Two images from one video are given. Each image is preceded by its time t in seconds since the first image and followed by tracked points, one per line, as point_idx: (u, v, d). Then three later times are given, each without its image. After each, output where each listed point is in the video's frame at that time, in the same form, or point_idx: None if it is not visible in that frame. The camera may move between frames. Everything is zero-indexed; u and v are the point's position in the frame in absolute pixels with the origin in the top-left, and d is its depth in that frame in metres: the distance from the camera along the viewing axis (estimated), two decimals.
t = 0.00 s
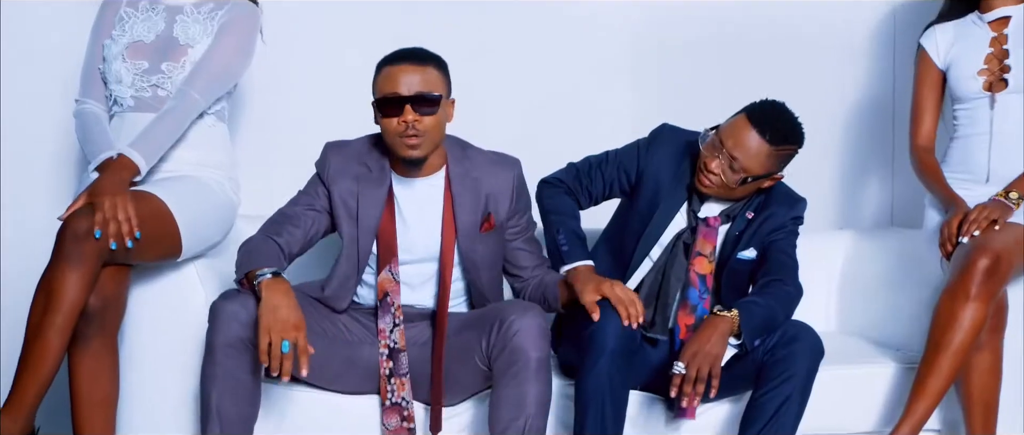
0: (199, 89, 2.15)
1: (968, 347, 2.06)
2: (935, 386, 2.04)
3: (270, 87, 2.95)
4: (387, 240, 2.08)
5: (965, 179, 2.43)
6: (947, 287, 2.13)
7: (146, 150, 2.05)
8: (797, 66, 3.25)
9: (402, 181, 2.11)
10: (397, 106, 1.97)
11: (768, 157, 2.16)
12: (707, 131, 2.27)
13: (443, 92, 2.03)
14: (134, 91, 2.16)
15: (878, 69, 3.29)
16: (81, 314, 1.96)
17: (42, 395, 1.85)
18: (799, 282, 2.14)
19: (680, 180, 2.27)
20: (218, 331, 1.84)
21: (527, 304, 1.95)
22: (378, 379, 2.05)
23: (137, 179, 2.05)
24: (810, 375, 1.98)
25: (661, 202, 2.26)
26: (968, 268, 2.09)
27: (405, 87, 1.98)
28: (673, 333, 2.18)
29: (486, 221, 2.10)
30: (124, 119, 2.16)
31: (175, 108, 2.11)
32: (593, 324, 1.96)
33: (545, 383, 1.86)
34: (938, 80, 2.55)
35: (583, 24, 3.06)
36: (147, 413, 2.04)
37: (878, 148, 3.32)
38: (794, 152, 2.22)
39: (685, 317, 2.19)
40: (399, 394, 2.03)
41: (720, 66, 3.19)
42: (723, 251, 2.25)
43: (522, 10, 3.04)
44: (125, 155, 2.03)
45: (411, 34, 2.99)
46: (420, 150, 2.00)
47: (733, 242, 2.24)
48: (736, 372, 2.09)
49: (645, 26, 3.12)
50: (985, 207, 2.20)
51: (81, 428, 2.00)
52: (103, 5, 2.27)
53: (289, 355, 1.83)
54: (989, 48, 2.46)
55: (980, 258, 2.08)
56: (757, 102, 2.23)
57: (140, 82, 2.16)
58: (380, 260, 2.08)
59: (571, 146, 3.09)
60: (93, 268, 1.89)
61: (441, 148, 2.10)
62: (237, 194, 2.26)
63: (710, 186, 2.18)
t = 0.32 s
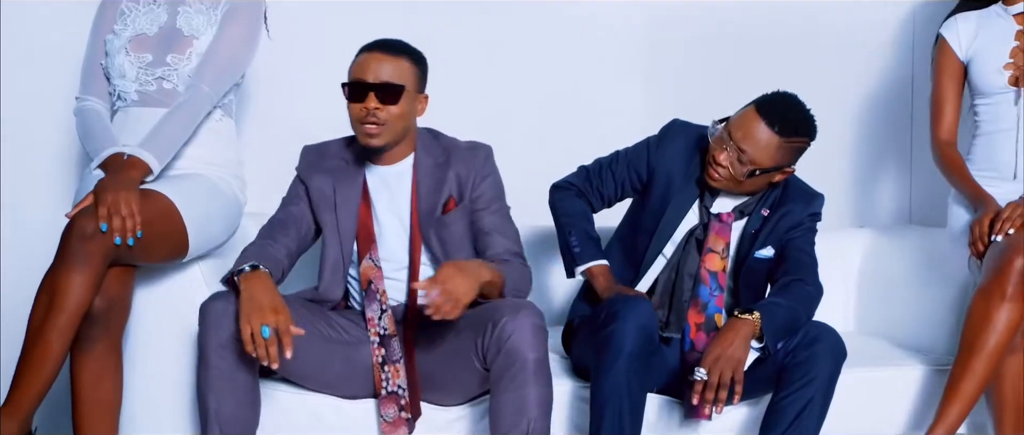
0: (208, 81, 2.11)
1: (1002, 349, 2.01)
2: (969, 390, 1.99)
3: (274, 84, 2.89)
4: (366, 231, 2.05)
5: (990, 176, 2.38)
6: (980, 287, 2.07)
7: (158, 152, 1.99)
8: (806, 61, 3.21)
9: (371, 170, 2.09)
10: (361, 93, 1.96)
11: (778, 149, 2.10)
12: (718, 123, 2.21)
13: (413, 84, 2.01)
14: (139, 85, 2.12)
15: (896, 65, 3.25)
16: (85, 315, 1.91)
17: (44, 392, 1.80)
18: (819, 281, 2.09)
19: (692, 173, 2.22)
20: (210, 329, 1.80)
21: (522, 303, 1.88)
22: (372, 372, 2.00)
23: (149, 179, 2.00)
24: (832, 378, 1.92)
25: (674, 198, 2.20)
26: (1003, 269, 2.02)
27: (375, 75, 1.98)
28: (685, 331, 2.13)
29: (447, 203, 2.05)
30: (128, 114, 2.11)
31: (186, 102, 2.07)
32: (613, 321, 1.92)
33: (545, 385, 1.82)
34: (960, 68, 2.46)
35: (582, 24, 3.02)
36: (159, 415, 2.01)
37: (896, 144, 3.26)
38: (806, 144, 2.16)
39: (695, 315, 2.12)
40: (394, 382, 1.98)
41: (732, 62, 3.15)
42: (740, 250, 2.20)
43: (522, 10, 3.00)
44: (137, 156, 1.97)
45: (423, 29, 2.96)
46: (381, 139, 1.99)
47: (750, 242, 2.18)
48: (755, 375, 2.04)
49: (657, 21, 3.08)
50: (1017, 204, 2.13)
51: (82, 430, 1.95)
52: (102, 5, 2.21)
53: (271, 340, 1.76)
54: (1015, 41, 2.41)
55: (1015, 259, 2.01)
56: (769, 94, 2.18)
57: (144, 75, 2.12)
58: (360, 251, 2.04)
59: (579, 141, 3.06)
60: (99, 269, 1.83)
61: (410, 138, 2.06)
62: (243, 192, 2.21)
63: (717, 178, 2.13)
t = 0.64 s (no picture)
0: (182, 80, 2.03)
1: (1014, 352, 1.95)
2: (981, 396, 1.93)
3: (251, 83, 2.82)
4: (328, 237, 1.99)
5: (991, 173, 2.33)
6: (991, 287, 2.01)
7: (129, 152, 1.91)
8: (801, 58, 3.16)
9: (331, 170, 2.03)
10: (321, 87, 1.92)
11: (769, 130, 2.04)
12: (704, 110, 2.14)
13: (374, 83, 1.97)
14: (108, 84, 2.04)
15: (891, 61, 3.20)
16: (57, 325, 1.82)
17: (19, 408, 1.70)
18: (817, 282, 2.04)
19: (677, 169, 2.14)
20: (170, 340, 1.72)
21: (480, 308, 1.82)
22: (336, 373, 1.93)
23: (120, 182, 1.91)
24: (833, 383, 1.86)
25: (659, 197, 2.11)
26: (1013, 269, 1.97)
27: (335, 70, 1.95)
28: (682, 331, 2.05)
29: (405, 200, 1.98)
30: (98, 114, 2.03)
31: (158, 101, 1.99)
32: (606, 326, 1.85)
33: (515, 392, 1.75)
34: (956, 60, 2.40)
35: (582, 24, 2.99)
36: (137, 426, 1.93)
37: (890, 140, 3.22)
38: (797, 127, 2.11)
39: (691, 314, 2.06)
40: (359, 383, 1.91)
41: (730, 67, 3.11)
42: (734, 247, 2.12)
43: (520, 9, 2.96)
44: (109, 156, 1.89)
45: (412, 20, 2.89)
46: (337, 134, 1.94)
47: (743, 240, 2.10)
48: (754, 378, 1.98)
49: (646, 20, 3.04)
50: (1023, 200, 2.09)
51: None
52: (66, 7, 2.12)
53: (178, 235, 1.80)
54: (1015, 33, 2.37)
55: None
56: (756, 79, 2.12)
57: (114, 73, 2.04)
58: (320, 255, 1.99)
59: (568, 137, 3.02)
60: (69, 273, 1.75)
61: (372, 138, 2.01)
62: (221, 195, 2.13)
63: (706, 166, 2.05)
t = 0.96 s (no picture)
0: (166, 77, 1.96)
1: None
2: (1004, 394, 1.86)
3: (240, 79, 2.75)
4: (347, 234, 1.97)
5: (1000, 166, 2.27)
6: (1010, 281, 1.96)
7: (114, 147, 1.84)
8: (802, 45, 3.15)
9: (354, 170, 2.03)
10: (371, 96, 1.90)
11: (771, 123, 1.98)
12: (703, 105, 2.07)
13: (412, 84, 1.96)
14: (88, 79, 1.97)
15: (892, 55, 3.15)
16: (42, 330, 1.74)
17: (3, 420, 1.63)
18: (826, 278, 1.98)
19: (675, 165, 2.09)
20: (178, 346, 1.65)
21: (482, 307, 1.75)
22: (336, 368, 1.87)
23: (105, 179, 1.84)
24: (844, 383, 1.80)
25: (656, 193, 2.06)
26: None
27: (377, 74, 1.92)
28: (684, 330, 1.98)
29: (432, 209, 2.00)
30: (77, 111, 1.96)
31: (141, 98, 1.92)
32: (610, 329, 1.79)
33: (515, 394, 1.69)
34: (959, 49, 2.35)
35: (582, 24, 3.05)
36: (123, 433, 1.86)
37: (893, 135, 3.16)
38: (800, 117, 2.04)
39: (694, 313, 1.98)
40: (354, 382, 1.85)
41: (730, 46, 3.17)
42: (739, 243, 2.04)
43: (520, 9, 2.97)
44: (93, 153, 1.82)
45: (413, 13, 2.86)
46: (391, 139, 1.94)
47: (748, 236, 2.03)
48: (764, 379, 1.92)
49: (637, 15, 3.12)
50: None
51: None
52: (38, 5, 2.03)
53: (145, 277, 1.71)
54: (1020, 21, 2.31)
55: None
56: (755, 68, 2.05)
57: (94, 69, 1.97)
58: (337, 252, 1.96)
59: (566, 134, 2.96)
60: (54, 277, 1.67)
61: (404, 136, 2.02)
62: (207, 192, 2.06)
63: (710, 162, 1.99)
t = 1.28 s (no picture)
0: (156, 70, 1.94)
1: None
2: (1011, 389, 1.82)
3: (234, 78, 2.73)
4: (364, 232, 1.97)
5: (1001, 159, 2.24)
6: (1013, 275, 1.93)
7: (101, 140, 1.82)
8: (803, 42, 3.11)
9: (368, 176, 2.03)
10: (373, 105, 1.91)
11: (763, 110, 1.97)
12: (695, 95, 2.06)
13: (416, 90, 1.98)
14: (82, 76, 1.93)
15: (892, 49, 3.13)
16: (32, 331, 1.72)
17: None
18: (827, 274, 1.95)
19: (670, 158, 2.08)
20: (225, 354, 1.64)
21: (517, 305, 1.76)
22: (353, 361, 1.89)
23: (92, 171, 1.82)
24: (847, 379, 1.78)
25: (649, 188, 2.04)
26: None
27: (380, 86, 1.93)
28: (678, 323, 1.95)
29: (450, 215, 2.01)
30: (66, 110, 1.93)
31: (128, 92, 1.89)
32: (610, 326, 1.77)
33: (539, 393, 1.68)
34: (960, 41, 2.33)
35: (583, 24, 2.92)
36: None
37: (893, 130, 3.14)
38: (792, 104, 2.03)
39: (688, 304, 1.96)
40: (373, 374, 1.87)
41: (731, 46, 3.07)
42: (736, 237, 2.02)
43: (521, 9, 2.88)
44: (79, 144, 1.80)
45: (414, 14, 2.82)
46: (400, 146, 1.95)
47: (746, 230, 2.01)
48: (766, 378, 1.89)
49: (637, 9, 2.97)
50: None
51: None
52: (26, 6, 2.00)
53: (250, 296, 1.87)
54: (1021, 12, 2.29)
55: None
56: (746, 57, 2.04)
57: (88, 66, 1.94)
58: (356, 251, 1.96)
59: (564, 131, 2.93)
60: (43, 277, 1.63)
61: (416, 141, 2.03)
62: (200, 192, 2.04)
63: (701, 152, 1.98)
